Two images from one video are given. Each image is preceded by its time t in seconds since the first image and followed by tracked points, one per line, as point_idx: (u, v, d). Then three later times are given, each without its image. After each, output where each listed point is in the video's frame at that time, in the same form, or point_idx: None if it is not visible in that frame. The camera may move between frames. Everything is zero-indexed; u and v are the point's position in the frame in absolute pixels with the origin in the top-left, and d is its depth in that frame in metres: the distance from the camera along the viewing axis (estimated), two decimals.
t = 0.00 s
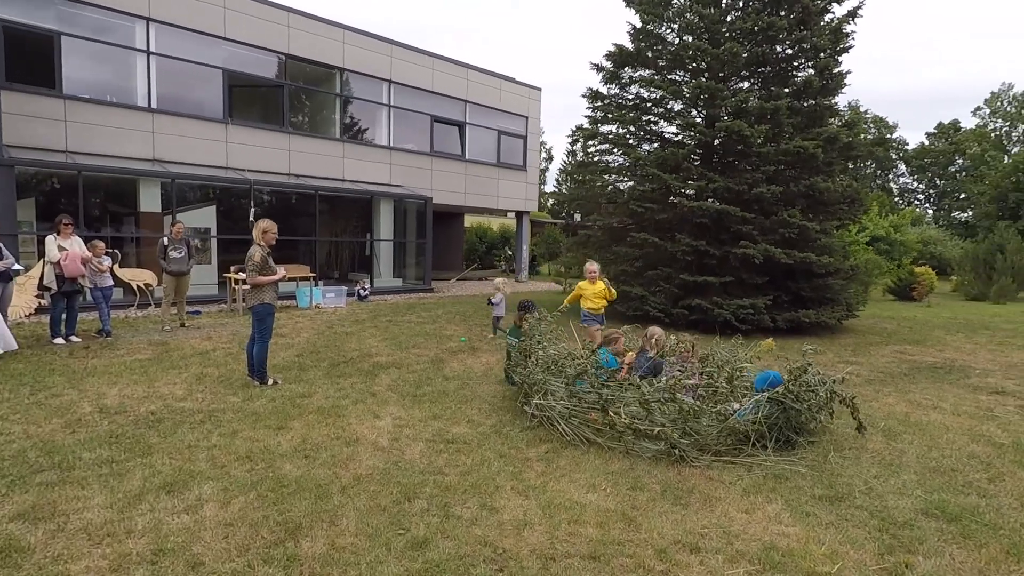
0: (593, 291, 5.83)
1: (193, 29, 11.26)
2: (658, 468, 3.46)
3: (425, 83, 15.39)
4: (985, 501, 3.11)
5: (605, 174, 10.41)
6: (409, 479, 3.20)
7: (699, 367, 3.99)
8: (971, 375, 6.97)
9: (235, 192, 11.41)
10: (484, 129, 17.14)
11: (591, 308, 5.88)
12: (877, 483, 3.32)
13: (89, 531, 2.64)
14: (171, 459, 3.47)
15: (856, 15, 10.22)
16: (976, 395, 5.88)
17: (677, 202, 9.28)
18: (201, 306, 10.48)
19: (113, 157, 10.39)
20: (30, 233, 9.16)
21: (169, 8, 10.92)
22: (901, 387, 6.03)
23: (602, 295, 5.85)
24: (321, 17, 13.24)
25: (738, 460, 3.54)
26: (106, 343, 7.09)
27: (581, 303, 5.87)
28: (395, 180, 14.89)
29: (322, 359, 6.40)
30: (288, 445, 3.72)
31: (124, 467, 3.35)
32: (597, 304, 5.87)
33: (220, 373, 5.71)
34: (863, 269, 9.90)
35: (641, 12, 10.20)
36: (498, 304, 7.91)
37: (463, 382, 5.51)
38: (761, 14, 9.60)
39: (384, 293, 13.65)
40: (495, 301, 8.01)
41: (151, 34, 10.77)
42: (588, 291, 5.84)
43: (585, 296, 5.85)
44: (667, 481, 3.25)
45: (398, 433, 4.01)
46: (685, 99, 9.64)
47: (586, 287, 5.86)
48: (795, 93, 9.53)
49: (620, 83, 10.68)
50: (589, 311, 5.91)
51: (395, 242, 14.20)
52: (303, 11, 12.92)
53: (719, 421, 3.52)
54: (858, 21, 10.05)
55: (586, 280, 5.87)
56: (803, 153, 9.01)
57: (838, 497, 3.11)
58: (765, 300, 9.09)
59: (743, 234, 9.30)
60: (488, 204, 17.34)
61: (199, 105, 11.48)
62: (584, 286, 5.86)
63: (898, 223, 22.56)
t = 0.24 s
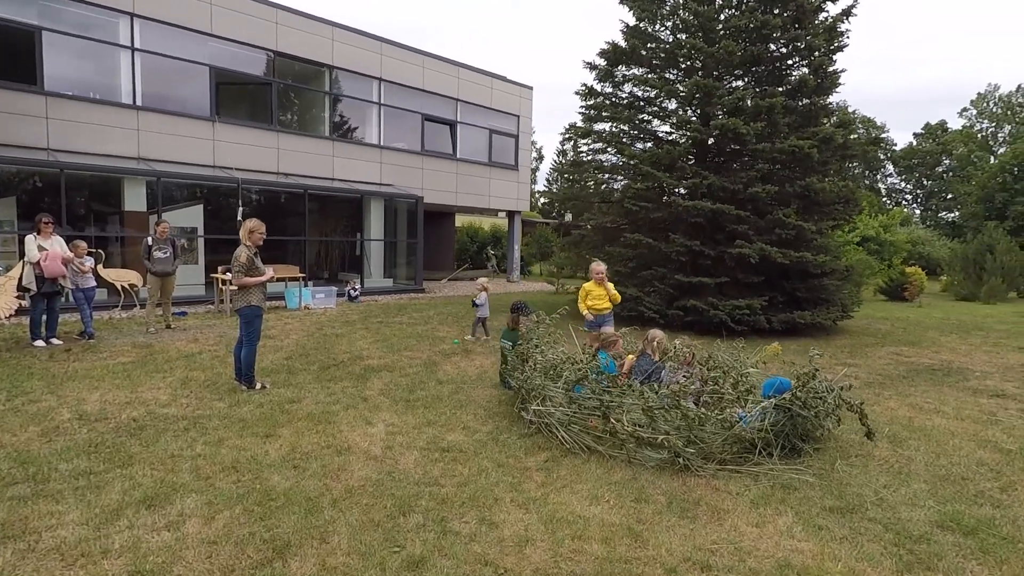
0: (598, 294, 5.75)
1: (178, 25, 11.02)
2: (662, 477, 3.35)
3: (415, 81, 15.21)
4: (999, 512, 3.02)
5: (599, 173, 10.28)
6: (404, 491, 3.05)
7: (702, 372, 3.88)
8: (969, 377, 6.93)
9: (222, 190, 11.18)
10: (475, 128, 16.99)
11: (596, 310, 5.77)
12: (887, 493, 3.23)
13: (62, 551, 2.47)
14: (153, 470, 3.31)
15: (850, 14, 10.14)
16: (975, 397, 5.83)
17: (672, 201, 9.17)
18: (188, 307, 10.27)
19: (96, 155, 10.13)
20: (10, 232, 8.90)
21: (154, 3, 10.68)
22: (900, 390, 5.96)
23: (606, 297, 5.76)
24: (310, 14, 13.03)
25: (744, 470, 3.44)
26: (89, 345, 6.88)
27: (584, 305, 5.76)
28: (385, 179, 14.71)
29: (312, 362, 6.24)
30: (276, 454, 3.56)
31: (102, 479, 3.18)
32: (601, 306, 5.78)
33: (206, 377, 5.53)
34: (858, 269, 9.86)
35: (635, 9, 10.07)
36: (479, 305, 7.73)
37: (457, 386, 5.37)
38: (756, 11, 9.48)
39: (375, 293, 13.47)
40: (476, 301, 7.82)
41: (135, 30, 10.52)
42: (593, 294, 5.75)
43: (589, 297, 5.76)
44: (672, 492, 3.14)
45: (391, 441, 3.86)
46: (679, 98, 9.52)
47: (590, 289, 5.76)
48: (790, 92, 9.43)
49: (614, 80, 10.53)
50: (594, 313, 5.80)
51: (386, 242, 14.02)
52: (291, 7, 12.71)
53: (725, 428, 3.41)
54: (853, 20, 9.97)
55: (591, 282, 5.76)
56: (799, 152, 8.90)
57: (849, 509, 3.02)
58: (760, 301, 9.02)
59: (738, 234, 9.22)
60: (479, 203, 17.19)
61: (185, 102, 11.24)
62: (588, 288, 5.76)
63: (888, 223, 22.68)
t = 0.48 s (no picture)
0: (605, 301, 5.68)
1: (170, 24, 10.86)
2: (672, 489, 3.25)
3: (410, 81, 15.07)
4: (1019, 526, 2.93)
5: (598, 173, 10.16)
6: (405, 505, 2.93)
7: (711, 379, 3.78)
8: (974, 381, 6.87)
9: (216, 191, 11.01)
10: (471, 129, 16.87)
11: (601, 316, 5.71)
12: (904, 506, 3.16)
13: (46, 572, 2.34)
14: (143, 483, 3.17)
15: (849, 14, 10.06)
16: (981, 402, 5.76)
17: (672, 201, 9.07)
18: (181, 309, 10.11)
19: (86, 155, 9.96)
20: None
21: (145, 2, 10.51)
22: (906, 395, 5.88)
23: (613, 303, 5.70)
24: (304, 13, 12.88)
25: (756, 481, 3.35)
26: (78, 349, 6.72)
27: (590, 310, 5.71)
28: (380, 180, 14.57)
29: (307, 366, 6.10)
30: (271, 465, 3.43)
31: (89, 492, 3.04)
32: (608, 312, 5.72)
33: (198, 383, 5.38)
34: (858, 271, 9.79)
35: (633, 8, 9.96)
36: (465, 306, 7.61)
37: (456, 391, 5.24)
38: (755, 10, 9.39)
39: (372, 295, 13.34)
40: (461, 302, 7.69)
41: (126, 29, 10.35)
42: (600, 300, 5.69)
43: (595, 303, 5.70)
44: (684, 505, 3.04)
45: (390, 450, 3.73)
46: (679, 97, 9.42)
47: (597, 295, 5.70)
48: (790, 92, 9.34)
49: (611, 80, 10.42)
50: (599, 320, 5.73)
51: (382, 243, 13.89)
52: (285, 6, 12.55)
53: (736, 438, 3.32)
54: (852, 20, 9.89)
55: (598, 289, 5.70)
56: (799, 150, 8.80)
57: (867, 523, 2.94)
58: (761, 303, 8.94)
59: (738, 235, 9.14)
60: (475, 204, 17.07)
61: (177, 101, 11.07)
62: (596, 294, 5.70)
63: (883, 224, 22.71)
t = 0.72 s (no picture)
0: (620, 300, 5.55)
1: (180, 23, 10.80)
2: (698, 500, 3.14)
3: (420, 79, 14.98)
4: None
5: (610, 171, 10.01)
6: (422, 515, 2.81)
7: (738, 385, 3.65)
8: (999, 385, 6.68)
9: (225, 190, 10.95)
10: (480, 128, 16.76)
11: (617, 318, 5.58)
12: (943, 521, 3.04)
13: None
14: (152, 489, 3.08)
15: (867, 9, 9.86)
16: (1010, 408, 5.59)
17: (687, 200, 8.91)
18: (190, 308, 10.06)
19: (97, 154, 9.92)
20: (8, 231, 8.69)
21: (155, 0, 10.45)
22: (932, 400, 5.71)
23: (630, 305, 5.55)
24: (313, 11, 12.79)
25: (786, 492, 3.23)
26: (87, 349, 6.65)
27: (606, 312, 5.59)
28: (389, 179, 14.48)
29: (318, 367, 6.00)
30: (282, 471, 3.33)
31: (97, 499, 2.95)
32: (625, 314, 5.57)
33: (208, 384, 5.30)
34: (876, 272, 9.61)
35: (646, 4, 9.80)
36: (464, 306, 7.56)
37: (470, 394, 5.12)
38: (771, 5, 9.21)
39: (381, 295, 13.26)
40: (460, 301, 7.64)
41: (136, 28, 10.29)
42: (615, 300, 5.56)
43: (611, 305, 5.59)
44: (712, 517, 2.92)
45: (405, 456, 3.62)
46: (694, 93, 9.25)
47: (613, 296, 5.59)
48: (807, 88, 9.16)
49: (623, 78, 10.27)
50: (615, 322, 5.61)
51: (391, 243, 13.82)
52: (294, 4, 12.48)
53: (766, 446, 3.19)
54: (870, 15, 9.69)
55: (613, 290, 5.59)
56: (817, 148, 8.63)
57: (906, 539, 2.83)
58: (777, 304, 8.78)
59: (754, 235, 8.97)
60: (484, 204, 16.96)
61: (187, 100, 11.02)
62: (610, 296, 5.60)
63: (896, 224, 22.42)
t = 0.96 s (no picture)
0: (625, 301, 5.42)
1: (182, 19, 10.68)
2: (722, 507, 3.03)
3: (423, 78, 14.87)
4: None
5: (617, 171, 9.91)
6: (437, 526, 2.71)
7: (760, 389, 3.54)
8: (1013, 388, 6.59)
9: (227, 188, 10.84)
10: (484, 127, 16.64)
11: (623, 320, 5.44)
12: (976, 529, 2.93)
13: None
14: (156, 499, 2.97)
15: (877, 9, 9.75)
16: None
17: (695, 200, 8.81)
18: (191, 309, 9.95)
19: (98, 151, 9.81)
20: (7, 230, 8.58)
21: None
22: (949, 404, 5.60)
23: (636, 306, 5.41)
24: (316, 8, 12.68)
25: (812, 499, 3.12)
26: (87, 350, 6.54)
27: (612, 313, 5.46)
28: (392, 178, 14.37)
29: (323, 369, 5.90)
30: (290, 479, 3.22)
31: (99, 509, 2.84)
32: (631, 316, 5.42)
33: (212, 386, 5.19)
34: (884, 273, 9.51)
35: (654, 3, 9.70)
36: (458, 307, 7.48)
37: (480, 397, 5.02)
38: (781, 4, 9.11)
39: (383, 295, 13.14)
40: (454, 301, 7.61)
41: (138, 23, 10.17)
42: (619, 301, 5.44)
43: (616, 306, 5.46)
44: (738, 526, 2.82)
45: (416, 462, 3.52)
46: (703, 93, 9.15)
47: (618, 298, 5.48)
48: (817, 88, 9.06)
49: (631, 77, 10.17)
50: (622, 324, 5.47)
51: (394, 243, 13.71)
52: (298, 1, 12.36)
53: (791, 453, 3.08)
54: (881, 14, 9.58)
55: (619, 291, 5.48)
56: (827, 149, 8.53)
57: (938, 548, 2.73)
58: (786, 306, 8.69)
59: (762, 236, 8.87)
60: (487, 203, 16.85)
61: (189, 97, 10.91)
62: (615, 297, 5.48)
63: (899, 226, 22.31)
